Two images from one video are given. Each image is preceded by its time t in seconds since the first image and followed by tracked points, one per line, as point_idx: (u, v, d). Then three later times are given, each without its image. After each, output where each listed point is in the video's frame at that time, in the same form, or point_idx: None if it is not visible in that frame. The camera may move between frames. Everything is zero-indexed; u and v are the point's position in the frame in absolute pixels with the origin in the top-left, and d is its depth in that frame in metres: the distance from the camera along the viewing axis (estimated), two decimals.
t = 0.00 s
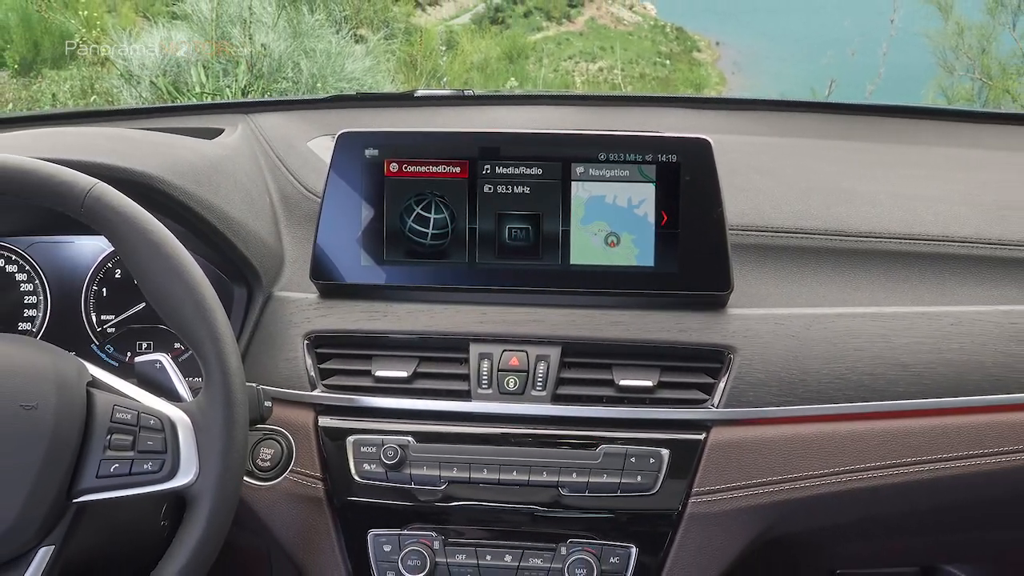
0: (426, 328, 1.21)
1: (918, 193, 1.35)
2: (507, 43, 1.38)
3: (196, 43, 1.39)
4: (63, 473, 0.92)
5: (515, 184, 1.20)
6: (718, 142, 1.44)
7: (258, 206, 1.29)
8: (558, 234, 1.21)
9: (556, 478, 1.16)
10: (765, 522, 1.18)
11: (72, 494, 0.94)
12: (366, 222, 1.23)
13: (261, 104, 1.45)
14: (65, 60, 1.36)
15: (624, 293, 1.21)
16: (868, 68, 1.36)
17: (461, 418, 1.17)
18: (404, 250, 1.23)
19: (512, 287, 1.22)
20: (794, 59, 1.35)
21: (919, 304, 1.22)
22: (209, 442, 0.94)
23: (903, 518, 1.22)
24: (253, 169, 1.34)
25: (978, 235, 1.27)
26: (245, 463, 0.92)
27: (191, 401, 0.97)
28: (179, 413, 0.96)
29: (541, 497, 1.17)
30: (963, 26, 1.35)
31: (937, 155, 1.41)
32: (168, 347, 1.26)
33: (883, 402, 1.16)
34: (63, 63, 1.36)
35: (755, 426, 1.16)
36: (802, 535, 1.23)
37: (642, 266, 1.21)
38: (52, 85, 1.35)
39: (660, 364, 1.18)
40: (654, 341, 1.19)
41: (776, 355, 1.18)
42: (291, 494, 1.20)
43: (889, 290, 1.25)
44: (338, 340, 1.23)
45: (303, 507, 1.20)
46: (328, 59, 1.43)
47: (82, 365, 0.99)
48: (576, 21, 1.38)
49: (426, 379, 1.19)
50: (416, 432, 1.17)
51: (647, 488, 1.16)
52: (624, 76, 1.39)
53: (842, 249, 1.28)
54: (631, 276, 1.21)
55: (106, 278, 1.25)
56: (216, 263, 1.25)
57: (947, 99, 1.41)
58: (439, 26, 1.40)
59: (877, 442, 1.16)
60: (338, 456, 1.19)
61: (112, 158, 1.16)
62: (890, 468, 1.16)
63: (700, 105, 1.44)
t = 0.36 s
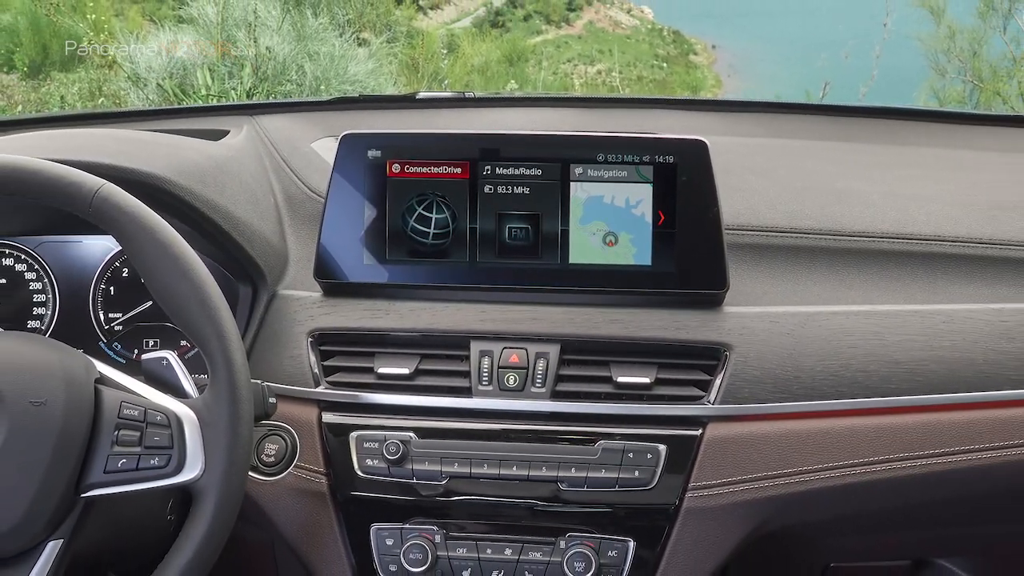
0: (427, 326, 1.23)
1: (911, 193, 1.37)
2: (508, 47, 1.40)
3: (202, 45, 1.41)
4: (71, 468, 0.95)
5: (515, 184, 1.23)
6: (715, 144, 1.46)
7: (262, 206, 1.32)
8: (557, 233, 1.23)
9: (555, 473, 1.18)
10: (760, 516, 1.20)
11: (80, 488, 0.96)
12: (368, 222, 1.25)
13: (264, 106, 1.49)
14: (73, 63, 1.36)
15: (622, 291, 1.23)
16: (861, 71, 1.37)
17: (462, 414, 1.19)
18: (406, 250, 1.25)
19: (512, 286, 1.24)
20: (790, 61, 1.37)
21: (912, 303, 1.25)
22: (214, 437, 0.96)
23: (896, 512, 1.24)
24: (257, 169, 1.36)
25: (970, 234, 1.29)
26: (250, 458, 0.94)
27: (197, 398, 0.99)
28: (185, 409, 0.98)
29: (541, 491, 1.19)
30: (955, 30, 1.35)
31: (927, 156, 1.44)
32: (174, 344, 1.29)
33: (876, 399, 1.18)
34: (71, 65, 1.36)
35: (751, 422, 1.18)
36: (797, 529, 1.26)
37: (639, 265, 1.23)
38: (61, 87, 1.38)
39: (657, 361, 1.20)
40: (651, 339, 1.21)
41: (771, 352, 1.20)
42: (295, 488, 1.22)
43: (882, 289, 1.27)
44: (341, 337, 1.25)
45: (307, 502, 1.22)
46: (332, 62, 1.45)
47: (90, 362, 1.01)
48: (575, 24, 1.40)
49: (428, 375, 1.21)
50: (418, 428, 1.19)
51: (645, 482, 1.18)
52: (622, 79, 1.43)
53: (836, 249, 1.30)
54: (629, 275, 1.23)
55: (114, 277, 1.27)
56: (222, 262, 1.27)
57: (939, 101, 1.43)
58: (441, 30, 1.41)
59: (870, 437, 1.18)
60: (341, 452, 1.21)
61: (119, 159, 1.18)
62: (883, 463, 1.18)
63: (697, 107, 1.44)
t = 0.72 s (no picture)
0: (429, 323, 1.26)
1: (904, 194, 1.39)
2: (507, 49, 1.44)
3: (208, 50, 1.44)
4: (80, 463, 0.97)
5: (515, 185, 1.25)
6: (711, 145, 1.49)
7: (267, 206, 1.34)
8: (557, 233, 1.26)
9: (554, 468, 1.20)
10: (755, 511, 1.23)
11: (89, 483, 0.99)
12: (371, 222, 1.28)
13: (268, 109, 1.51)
14: (81, 66, 1.38)
15: (620, 290, 1.26)
16: (854, 73, 1.40)
17: (463, 411, 1.22)
18: (408, 249, 1.28)
19: (512, 285, 1.27)
20: (784, 63, 1.38)
21: (905, 301, 1.27)
22: (220, 433, 0.98)
23: (888, 506, 1.26)
24: (263, 169, 1.39)
25: (961, 233, 1.32)
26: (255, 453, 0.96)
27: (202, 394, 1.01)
28: (191, 405, 1.00)
29: (540, 487, 1.22)
30: (947, 33, 1.38)
31: (920, 156, 1.47)
32: (181, 342, 1.31)
33: (869, 395, 1.20)
34: (79, 69, 1.38)
35: (746, 418, 1.20)
36: (791, 523, 1.28)
37: (637, 264, 1.25)
38: (69, 90, 1.40)
39: (654, 358, 1.23)
40: (649, 336, 1.24)
41: (767, 349, 1.22)
42: (299, 483, 1.24)
43: (875, 287, 1.29)
44: (344, 335, 1.27)
45: (311, 497, 1.25)
46: (335, 65, 1.48)
47: (98, 359, 1.02)
48: (575, 28, 1.44)
49: (429, 372, 1.24)
50: (420, 424, 1.22)
51: (642, 477, 1.20)
52: (620, 81, 1.45)
53: (831, 248, 1.33)
54: (626, 273, 1.25)
55: (121, 275, 1.30)
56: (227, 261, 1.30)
57: (931, 104, 1.46)
58: (443, 33, 1.45)
59: (863, 433, 1.20)
60: (344, 447, 1.23)
61: (127, 160, 1.21)
62: (876, 459, 1.21)
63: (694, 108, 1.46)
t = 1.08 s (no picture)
0: (431, 321, 1.28)
1: (896, 194, 1.42)
2: (508, 53, 1.46)
3: (213, 54, 1.47)
4: (88, 458, 1.00)
5: (515, 186, 1.27)
6: (707, 146, 1.51)
7: (272, 206, 1.36)
8: (556, 232, 1.28)
9: (554, 463, 1.23)
10: (751, 505, 1.25)
11: (97, 478, 1.01)
12: (374, 222, 1.30)
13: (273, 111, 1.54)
14: (89, 69, 1.41)
15: (618, 288, 1.28)
16: (848, 76, 1.43)
17: (465, 407, 1.24)
18: (410, 248, 1.30)
19: (512, 283, 1.29)
20: (779, 66, 1.41)
21: (898, 299, 1.29)
22: (225, 429, 1.00)
23: (881, 501, 1.29)
24: (267, 170, 1.41)
25: (953, 233, 1.34)
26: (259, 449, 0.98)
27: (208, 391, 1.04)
28: (197, 402, 1.03)
29: (539, 481, 1.24)
30: (939, 36, 1.40)
31: (913, 158, 1.49)
32: (187, 339, 1.34)
33: (863, 392, 1.22)
34: (87, 71, 1.41)
35: (742, 414, 1.23)
36: (786, 517, 1.30)
37: (634, 263, 1.28)
38: (77, 92, 1.43)
39: (652, 356, 1.25)
40: (647, 334, 1.26)
41: (762, 347, 1.24)
42: (304, 478, 1.27)
43: (869, 286, 1.32)
44: (347, 333, 1.30)
45: (315, 491, 1.27)
46: (338, 68, 1.50)
47: (106, 357, 1.05)
48: (572, 32, 1.45)
49: (430, 369, 1.26)
50: (422, 420, 1.24)
51: (640, 472, 1.23)
52: (618, 83, 1.48)
53: (825, 248, 1.35)
54: (624, 272, 1.28)
55: (128, 274, 1.32)
56: (232, 260, 1.32)
57: (923, 106, 1.48)
58: (444, 37, 1.48)
59: (856, 429, 1.22)
60: (348, 443, 1.26)
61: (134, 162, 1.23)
62: (869, 454, 1.23)
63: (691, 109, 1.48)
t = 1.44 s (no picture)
0: (432, 320, 1.31)
1: (889, 194, 1.44)
2: (508, 55, 1.50)
3: (222, 60, 1.50)
4: (97, 453, 1.02)
5: (515, 186, 1.30)
6: (704, 147, 1.53)
7: (276, 206, 1.39)
8: (555, 232, 1.31)
9: (553, 458, 1.25)
10: (746, 499, 1.27)
11: (105, 473, 1.04)
12: (377, 222, 1.33)
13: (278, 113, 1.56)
14: (97, 72, 1.45)
15: (615, 287, 1.31)
16: (841, 78, 1.46)
17: (465, 403, 1.27)
18: (412, 247, 1.33)
19: (512, 282, 1.32)
20: (774, 70, 1.45)
21: (891, 297, 1.31)
22: (231, 425, 1.03)
23: (874, 496, 1.31)
24: (272, 170, 1.44)
25: (945, 233, 1.37)
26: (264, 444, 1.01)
27: (214, 387, 1.06)
28: (203, 398, 1.05)
29: (539, 476, 1.27)
30: (930, 40, 1.43)
31: (907, 159, 1.51)
32: (193, 337, 1.36)
33: (855, 388, 1.25)
34: (95, 74, 1.45)
35: (737, 410, 1.25)
36: (782, 512, 1.33)
37: (632, 262, 1.30)
38: (85, 95, 1.46)
39: (649, 353, 1.27)
40: (644, 332, 1.29)
41: (757, 344, 1.27)
42: (308, 473, 1.29)
43: (862, 284, 1.34)
44: (350, 331, 1.32)
45: (318, 486, 1.30)
46: (341, 71, 1.53)
47: (114, 354, 1.07)
48: (571, 35, 1.48)
49: (432, 366, 1.28)
50: (423, 417, 1.27)
51: (637, 467, 1.25)
52: (617, 86, 1.50)
53: (819, 247, 1.37)
54: (622, 271, 1.30)
55: (136, 273, 1.35)
56: (237, 258, 1.35)
57: (915, 107, 1.50)
58: (445, 40, 1.52)
59: (849, 425, 1.25)
60: (351, 438, 1.28)
61: (141, 163, 1.26)
62: (862, 449, 1.25)
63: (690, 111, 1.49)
